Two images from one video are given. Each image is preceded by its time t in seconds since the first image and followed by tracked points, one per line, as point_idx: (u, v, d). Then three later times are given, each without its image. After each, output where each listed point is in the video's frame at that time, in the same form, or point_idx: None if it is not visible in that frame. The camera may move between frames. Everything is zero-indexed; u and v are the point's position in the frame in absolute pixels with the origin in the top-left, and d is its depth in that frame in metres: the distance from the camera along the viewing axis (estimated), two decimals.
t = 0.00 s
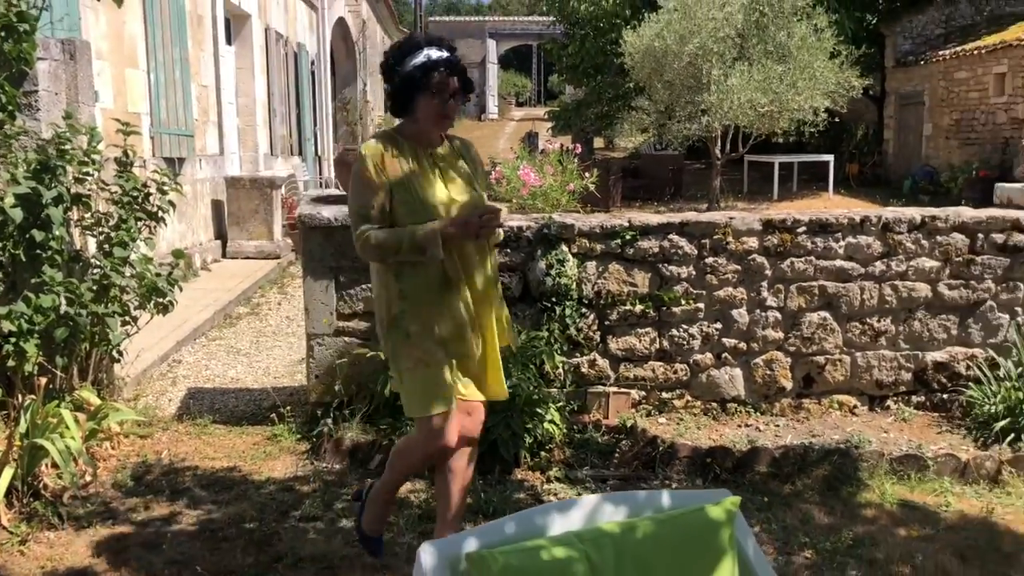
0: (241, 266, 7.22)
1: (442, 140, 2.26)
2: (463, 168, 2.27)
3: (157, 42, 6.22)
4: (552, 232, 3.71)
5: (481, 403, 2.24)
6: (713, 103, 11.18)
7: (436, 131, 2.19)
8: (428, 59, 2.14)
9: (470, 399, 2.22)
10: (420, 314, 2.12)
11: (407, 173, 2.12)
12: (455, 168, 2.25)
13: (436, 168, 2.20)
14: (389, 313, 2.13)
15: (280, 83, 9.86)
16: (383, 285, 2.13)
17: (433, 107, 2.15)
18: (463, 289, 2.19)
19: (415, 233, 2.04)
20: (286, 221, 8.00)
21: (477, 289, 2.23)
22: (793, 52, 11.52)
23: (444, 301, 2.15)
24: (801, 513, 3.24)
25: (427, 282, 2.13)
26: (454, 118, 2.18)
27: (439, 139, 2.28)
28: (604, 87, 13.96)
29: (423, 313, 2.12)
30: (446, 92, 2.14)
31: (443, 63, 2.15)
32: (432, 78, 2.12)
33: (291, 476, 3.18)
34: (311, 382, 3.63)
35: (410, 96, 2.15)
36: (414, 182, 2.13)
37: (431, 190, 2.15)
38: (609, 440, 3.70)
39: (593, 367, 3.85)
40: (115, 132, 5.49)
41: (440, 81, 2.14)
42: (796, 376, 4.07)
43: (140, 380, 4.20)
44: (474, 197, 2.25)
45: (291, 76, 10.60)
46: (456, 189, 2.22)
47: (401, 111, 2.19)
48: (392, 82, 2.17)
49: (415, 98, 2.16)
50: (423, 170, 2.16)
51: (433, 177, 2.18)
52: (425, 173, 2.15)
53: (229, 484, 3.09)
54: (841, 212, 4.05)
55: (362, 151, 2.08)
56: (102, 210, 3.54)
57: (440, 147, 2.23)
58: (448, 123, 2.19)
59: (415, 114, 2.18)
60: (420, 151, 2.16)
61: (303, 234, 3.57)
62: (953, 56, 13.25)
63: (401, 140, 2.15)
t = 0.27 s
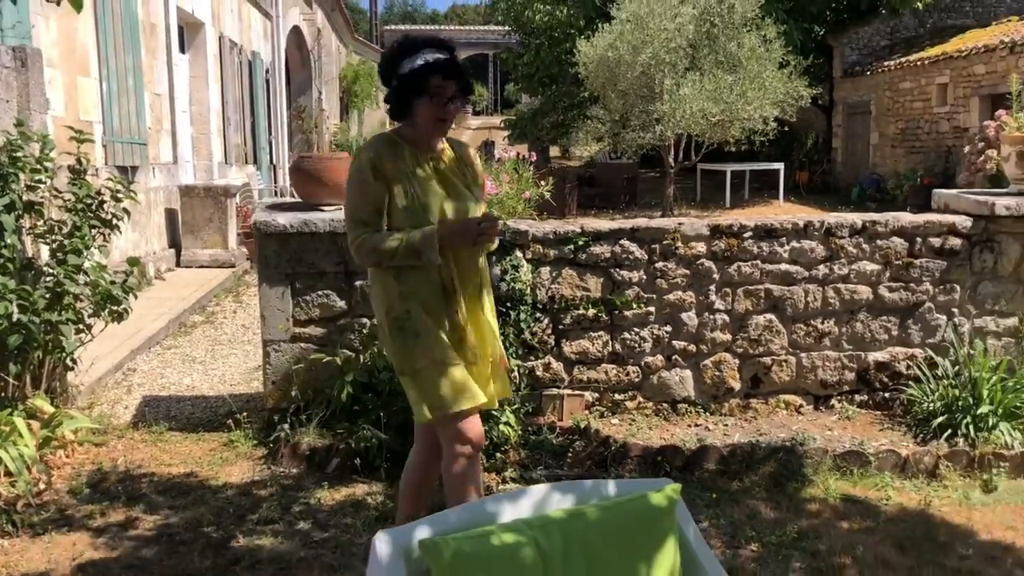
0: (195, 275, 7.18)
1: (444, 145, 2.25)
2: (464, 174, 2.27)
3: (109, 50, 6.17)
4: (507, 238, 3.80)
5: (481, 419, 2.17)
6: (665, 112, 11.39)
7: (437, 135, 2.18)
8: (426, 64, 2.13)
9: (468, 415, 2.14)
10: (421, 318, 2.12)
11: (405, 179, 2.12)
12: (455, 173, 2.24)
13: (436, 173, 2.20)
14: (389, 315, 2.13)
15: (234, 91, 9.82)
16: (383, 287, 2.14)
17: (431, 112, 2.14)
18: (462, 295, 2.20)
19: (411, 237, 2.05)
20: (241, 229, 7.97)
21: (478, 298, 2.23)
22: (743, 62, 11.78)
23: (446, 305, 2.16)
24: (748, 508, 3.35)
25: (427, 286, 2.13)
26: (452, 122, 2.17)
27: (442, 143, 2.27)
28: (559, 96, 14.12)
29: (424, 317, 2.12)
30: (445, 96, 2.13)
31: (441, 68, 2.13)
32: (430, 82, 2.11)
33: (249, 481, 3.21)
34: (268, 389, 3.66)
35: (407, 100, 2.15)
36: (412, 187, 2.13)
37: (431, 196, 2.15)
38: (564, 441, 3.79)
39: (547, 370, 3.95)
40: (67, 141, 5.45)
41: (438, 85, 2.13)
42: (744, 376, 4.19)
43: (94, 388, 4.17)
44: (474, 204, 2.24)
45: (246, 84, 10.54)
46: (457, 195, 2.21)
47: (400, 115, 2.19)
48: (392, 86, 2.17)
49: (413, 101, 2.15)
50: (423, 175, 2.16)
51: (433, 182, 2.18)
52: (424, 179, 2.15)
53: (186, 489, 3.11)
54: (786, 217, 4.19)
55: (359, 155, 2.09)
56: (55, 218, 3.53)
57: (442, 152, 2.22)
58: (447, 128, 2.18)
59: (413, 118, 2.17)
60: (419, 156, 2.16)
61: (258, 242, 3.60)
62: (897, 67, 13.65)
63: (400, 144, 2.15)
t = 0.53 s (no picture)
0: (147, 280, 7.09)
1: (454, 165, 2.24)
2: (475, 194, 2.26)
3: (59, 53, 6.09)
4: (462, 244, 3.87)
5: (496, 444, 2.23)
6: (619, 121, 11.55)
7: (448, 156, 2.15)
8: (431, 86, 2.11)
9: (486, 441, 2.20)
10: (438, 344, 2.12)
11: (420, 204, 2.11)
12: (466, 193, 2.23)
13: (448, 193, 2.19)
14: (400, 342, 2.13)
15: (187, 96, 9.72)
16: (397, 310, 2.12)
17: (441, 133, 2.11)
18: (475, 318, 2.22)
19: (432, 260, 2.05)
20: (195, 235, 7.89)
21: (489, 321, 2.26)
22: (695, 72, 12.00)
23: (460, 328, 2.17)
24: (696, 508, 3.44)
25: (443, 311, 2.14)
26: (464, 141, 2.14)
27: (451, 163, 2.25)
28: (515, 104, 14.23)
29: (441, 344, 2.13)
30: (452, 118, 2.10)
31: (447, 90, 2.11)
32: (438, 105, 2.09)
33: (202, 485, 3.21)
34: (221, 393, 3.67)
35: (415, 125, 2.13)
36: (426, 210, 2.11)
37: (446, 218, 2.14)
38: (518, 444, 3.85)
39: (501, 373, 4.05)
40: (15, 144, 5.36)
41: (448, 106, 2.10)
42: (693, 379, 4.30)
43: (43, 393, 4.11)
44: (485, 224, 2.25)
45: (199, 89, 10.44)
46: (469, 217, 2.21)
47: (410, 138, 2.16)
48: (399, 110, 2.15)
49: (421, 125, 2.12)
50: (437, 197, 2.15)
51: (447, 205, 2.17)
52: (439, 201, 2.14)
53: (139, 494, 3.10)
54: (734, 225, 4.30)
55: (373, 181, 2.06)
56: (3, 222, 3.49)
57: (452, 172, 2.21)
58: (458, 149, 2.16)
59: (423, 142, 2.15)
60: (433, 179, 2.14)
61: (212, 246, 3.60)
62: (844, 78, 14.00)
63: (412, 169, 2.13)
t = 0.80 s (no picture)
0: (105, 288, 7.00)
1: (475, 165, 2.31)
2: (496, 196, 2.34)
3: (16, 57, 6.01)
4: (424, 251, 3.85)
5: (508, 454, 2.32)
6: (582, 130, 11.66)
7: (470, 154, 2.23)
8: (455, 86, 2.18)
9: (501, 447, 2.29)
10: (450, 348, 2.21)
11: (446, 207, 2.20)
12: (487, 195, 2.31)
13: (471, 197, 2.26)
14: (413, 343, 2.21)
15: (148, 101, 9.62)
16: (413, 315, 2.20)
17: (464, 133, 2.19)
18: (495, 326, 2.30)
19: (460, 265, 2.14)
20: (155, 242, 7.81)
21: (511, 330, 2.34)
22: (657, 83, 12.16)
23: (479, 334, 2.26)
24: (655, 511, 3.49)
25: (463, 316, 2.23)
26: (486, 141, 2.22)
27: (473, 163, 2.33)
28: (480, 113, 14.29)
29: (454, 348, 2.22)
30: (476, 119, 2.17)
31: (471, 90, 2.17)
32: (462, 105, 2.16)
33: (162, 492, 3.20)
34: (181, 401, 3.65)
35: (439, 125, 2.20)
36: (450, 212, 2.20)
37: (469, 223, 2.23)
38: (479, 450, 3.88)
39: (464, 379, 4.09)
40: None
41: (472, 107, 2.17)
42: (652, 385, 4.36)
43: None
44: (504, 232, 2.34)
45: (160, 95, 10.34)
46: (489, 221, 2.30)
47: (432, 137, 2.24)
48: (423, 109, 2.22)
49: (445, 127, 2.20)
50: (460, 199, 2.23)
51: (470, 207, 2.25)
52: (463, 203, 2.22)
53: (97, 501, 3.08)
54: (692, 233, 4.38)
55: (400, 186, 2.14)
56: None
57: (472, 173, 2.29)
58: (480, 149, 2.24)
59: (446, 143, 2.23)
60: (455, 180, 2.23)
61: (172, 252, 3.59)
62: (803, 90, 14.27)
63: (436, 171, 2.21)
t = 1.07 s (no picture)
0: (80, 297, 6.95)
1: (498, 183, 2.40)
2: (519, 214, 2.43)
3: None
4: (398, 257, 3.85)
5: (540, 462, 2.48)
6: (561, 138, 11.73)
7: (500, 169, 2.31)
8: (494, 99, 2.26)
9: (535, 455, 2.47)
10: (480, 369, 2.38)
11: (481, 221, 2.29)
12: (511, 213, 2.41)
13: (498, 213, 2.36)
14: (449, 361, 2.36)
15: (125, 109, 9.58)
16: (447, 340, 2.35)
17: (497, 145, 2.27)
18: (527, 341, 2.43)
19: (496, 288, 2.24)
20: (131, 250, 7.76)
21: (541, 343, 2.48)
22: (635, 91, 12.23)
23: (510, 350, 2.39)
24: (628, 515, 3.52)
25: (495, 334, 2.36)
26: (518, 156, 2.30)
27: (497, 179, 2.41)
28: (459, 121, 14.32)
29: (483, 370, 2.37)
30: (512, 132, 2.26)
31: (508, 106, 2.26)
32: (499, 118, 2.24)
33: (136, 499, 3.19)
34: (155, 408, 3.65)
35: (475, 135, 2.27)
36: (484, 228, 2.30)
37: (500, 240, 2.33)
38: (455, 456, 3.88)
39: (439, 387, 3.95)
40: None
41: (507, 120, 2.25)
42: (627, 391, 4.40)
43: None
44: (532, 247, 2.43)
45: (137, 103, 10.29)
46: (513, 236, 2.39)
47: (464, 148, 2.31)
48: (458, 118, 2.29)
49: (480, 138, 2.27)
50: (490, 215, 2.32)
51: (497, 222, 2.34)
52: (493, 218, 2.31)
53: (70, 509, 3.06)
54: (666, 239, 4.43)
55: (436, 200, 2.23)
56: None
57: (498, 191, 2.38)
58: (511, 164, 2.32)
59: (478, 154, 2.31)
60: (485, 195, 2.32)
61: (145, 259, 3.58)
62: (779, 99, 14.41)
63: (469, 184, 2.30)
